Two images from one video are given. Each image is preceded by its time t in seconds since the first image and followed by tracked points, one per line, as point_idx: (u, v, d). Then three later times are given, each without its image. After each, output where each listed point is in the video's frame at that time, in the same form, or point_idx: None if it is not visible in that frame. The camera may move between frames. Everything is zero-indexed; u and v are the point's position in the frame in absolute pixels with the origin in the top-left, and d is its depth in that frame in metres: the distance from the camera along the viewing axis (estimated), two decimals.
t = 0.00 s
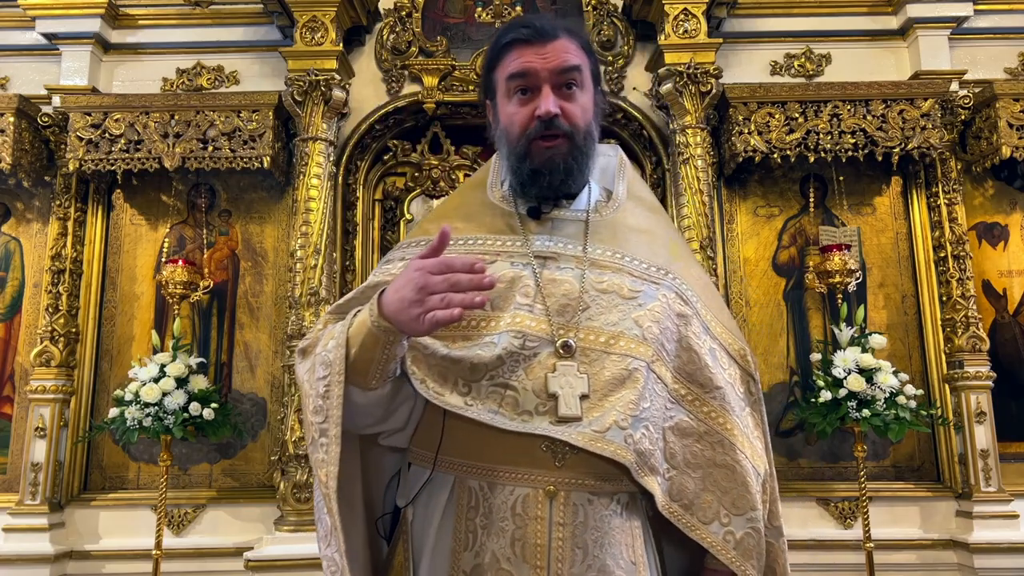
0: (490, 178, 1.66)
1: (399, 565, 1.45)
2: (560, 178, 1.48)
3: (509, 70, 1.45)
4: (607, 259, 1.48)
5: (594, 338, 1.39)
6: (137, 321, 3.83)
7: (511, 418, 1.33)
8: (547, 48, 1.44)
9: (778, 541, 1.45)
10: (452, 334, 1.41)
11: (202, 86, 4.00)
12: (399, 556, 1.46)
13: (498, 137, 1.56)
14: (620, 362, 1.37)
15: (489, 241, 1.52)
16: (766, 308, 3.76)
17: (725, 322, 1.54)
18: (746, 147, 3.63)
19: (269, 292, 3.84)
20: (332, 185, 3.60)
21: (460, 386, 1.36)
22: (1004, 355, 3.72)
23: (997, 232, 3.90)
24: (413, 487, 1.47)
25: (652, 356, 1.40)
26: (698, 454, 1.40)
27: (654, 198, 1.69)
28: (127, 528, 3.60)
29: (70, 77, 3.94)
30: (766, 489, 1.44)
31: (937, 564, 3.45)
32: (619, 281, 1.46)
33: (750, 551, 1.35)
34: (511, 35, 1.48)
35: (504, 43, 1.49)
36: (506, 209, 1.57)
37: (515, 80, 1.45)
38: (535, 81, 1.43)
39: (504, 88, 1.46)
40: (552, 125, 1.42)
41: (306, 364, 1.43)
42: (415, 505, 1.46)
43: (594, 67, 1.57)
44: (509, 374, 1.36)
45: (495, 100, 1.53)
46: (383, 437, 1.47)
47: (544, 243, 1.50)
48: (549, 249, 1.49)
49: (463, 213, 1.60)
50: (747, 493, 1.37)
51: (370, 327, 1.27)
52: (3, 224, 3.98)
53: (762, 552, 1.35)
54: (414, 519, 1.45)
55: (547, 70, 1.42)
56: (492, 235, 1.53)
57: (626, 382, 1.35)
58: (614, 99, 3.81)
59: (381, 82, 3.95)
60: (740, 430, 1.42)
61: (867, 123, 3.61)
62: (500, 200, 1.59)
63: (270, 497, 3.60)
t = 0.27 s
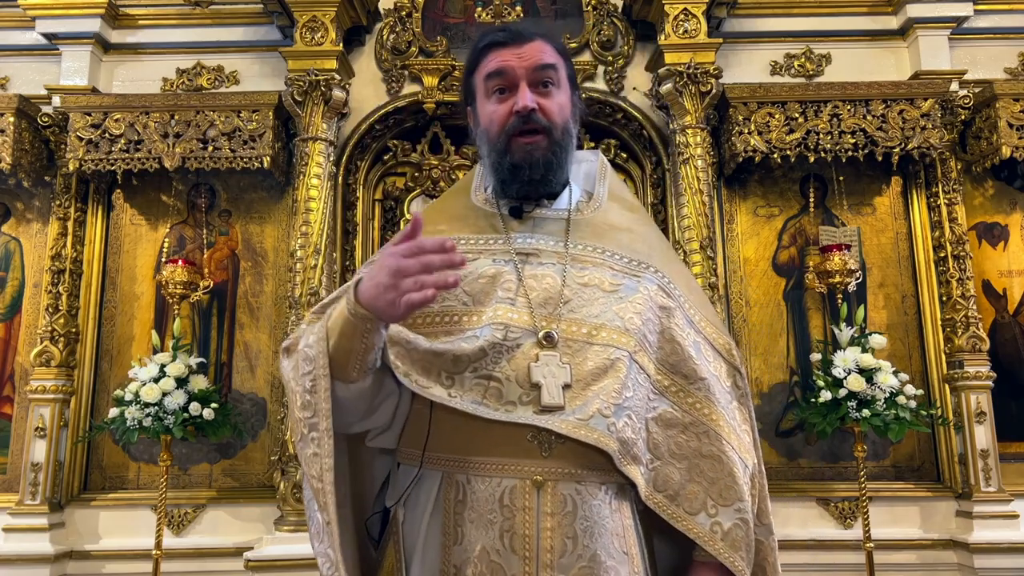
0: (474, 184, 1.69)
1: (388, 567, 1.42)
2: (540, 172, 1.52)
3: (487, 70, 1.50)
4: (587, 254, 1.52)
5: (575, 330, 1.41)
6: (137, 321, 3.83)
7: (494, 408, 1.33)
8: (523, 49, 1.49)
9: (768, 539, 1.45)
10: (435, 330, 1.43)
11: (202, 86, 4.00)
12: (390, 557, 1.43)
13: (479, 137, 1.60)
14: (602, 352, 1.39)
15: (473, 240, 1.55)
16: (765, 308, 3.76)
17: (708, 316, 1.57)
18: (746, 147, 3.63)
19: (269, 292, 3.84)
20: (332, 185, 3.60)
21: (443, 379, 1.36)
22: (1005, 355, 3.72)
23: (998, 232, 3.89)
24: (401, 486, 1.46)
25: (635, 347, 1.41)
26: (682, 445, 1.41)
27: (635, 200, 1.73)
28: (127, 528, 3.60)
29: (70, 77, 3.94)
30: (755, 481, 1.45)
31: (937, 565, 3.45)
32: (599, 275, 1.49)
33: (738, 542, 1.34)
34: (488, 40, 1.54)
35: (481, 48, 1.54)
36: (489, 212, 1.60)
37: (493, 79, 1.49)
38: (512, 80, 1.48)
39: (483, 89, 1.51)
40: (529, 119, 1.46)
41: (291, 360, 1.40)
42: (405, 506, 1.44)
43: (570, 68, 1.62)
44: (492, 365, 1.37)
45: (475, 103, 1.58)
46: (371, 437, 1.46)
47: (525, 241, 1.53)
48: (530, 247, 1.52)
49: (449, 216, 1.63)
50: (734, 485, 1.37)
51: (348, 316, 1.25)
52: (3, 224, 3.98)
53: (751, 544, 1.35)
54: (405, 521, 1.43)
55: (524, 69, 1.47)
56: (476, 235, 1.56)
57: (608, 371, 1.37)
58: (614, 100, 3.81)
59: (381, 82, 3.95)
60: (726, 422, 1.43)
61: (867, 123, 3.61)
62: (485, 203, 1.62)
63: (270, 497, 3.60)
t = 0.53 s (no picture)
0: (460, 192, 1.70)
1: (381, 565, 1.34)
2: (522, 176, 1.53)
3: (465, 77, 1.49)
4: (570, 249, 1.52)
5: (556, 321, 1.41)
6: (136, 321, 3.83)
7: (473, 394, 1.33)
8: (499, 55, 1.48)
9: (762, 534, 1.45)
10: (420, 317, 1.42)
11: (202, 86, 4.00)
12: (382, 557, 1.35)
13: (460, 142, 1.61)
14: (581, 344, 1.39)
15: (457, 238, 1.54)
16: (765, 308, 3.76)
17: (694, 312, 1.58)
18: (746, 147, 3.63)
19: (269, 292, 3.85)
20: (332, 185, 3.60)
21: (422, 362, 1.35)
22: (1005, 355, 3.72)
23: (998, 232, 3.89)
24: (393, 484, 1.42)
25: (616, 339, 1.41)
26: (670, 437, 1.40)
27: (619, 200, 1.73)
28: (127, 528, 3.60)
29: (70, 77, 3.94)
30: (744, 475, 1.44)
31: (937, 565, 3.44)
32: (582, 269, 1.49)
33: (728, 534, 1.33)
34: (465, 47, 1.53)
35: (459, 55, 1.54)
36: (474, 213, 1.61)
37: (471, 87, 1.49)
38: (490, 87, 1.47)
39: (462, 96, 1.50)
40: (509, 126, 1.46)
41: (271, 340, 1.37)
42: (397, 509, 1.39)
43: (547, 67, 1.62)
44: (471, 352, 1.37)
45: (456, 110, 1.58)
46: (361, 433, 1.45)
47: (510, 237, 1.53)
48: (513, 242, 1.52)
49: (435, 216, 1.63)
50: (723, 477, 1.37)
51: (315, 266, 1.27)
52: (3, 224, 3.98)
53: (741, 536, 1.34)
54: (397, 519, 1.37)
55: (501, 75, 1.47)
56: (460, 233, 1.56)
57: (587, 362, 1.37)
58: (614, 100, 3.81)
59: (381, 82, 3.96)
60: (712, 415, 1.43)
61: (867, 123, 3.61)
62: (472, 206, 1.63)
63: (270, 497, 3.60)
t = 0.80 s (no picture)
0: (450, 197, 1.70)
1: (370, 566, 1.37)
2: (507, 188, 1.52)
3: (441, 94, 1.48)
4: (558, 251, 1.52)
5: (545, 324, 1.41)
6: (136, 321, 3.83)
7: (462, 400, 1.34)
8: (473, 68, 1.47)
9: (753, 534, 1.45)
10: (411, 322, 1.43)
11: (202, 86, 4.00)
12: (372, 562, 1.37)
13: (443, 157, 1.60)
14: (569, 347, 1.39)
15: (446, 243, 1.56)
16: (765, 308, 3.76)
17: (683, 312, 1.56)
18: (746, 147, 3.63)
19: (269, 292, 3.85)
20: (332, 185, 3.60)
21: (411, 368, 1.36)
22: (1005, 355, 3.72)
23: (998, 232, 3.89)
24: (384, 487, 1.42)
25: (603, 340, 1.42)
26: (655, 439, 1.40)
27: (609, 202, 1.72)
28: (127, 528, 3.60)
29: (70, 77, 3.94)
30: (732, 475, 1.43)
31: (937, 565, 3.44)
32: (569, 272, 1.49)
33: (711, 535, 1.32)
34: (438, 60, 1.51)
35: (433, 70, 1.52)
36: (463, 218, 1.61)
37: (448, 103, 1.47)
38: (467, 102, 1.46)
39: (440, 113, 1.49)
40: (490, 140, 1.46)
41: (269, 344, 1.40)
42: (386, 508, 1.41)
43: (523, 73, 1.60)
44: (461, 360, 1.38)
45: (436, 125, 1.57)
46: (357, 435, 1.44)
47: (498, 241, 1.54)
48: (502, 247, 1.52)
49: (424, 223, 1.65)
50: (707, 477, 1.35)
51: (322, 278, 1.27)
52: (3, 224, 3.98)
53: (725, 537, 1.32)
54: (387, 521, 1.39)
55: (476, 89, 1.45)
56: (449, 238, 1.57)
57: (575, 364, 1.38)
58: (614, 100, 3.81)
59: (381, 82, 3.96)
60: (699, 416, 1.42)
61: (867, 123, 3.61)
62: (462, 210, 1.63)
63: (270, 497, 3.60)
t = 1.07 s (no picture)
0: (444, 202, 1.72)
1: (365, 565, 1.40)
2: (490, 183, 1.52)
3: (422, 99, 1.52)
4: (547, 250, 1.53)
5: (531, 322, 1.42)
6: (136, 321, 3.83)
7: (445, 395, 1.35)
8: (449, 72, 1.51)
9: (749, 532, 1.46)
10: (398, 322, 1.46)
11: (202, 86, 4.00)
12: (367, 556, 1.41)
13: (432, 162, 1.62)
14: (555, 343, 1.39)
15: (438, 244, 1.58)
16: (765, 308, 3.76)
17: (674, 307, 1.55)
18: (746, 147, 3.63)
19: (269, 292, 3.84)
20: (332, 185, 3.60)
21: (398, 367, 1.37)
22: (1005, 355, 3.72)
23: (998, 232, 3.89)
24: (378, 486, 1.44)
25: (589, 336, 1.41)
26: (647, 435, 1.39)
27: (602, 200, 1.73)
28: (127, 528, 3.60)
29: (70, 77, 3.94)
30: (727, 472, 1.43)
31: (937, 564, 3.44)
32: (558, 270, 1.50)
33: (705, 532, 1.32)
34: (419, 70, 1.57)
35: (415, 79, 1.57)
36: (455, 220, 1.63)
37: (428, 107, 1.51)
38: (445, 103, 1.49)
39: (423, 118, 1.53)
40: (469, 137, 1.47)
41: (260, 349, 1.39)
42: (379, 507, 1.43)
43: (503, 76, 1.63)
44: (447, 356, 1.39)
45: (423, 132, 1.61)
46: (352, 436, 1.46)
47: (486, 242, 1.56)
48: (490, 247, 1.54)
49: (419, 226, 1.68)
50: (700, 474, 1.35)
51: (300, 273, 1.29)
52: (3, 224, 3.98)
53: (719, 533, 1.33)
54: (380, 521, 1.41)
55: (452, 91, 1.49)
56: (441, 239, 1.60)
57: (561, 361, 1.37)
58: (614, 100, 3.81)
59: (381, 82, 3.96)
60: (691, 413, 1.41)
61: (867, 123, 3.61)
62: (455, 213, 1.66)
63: (270, 497, 3.60)
